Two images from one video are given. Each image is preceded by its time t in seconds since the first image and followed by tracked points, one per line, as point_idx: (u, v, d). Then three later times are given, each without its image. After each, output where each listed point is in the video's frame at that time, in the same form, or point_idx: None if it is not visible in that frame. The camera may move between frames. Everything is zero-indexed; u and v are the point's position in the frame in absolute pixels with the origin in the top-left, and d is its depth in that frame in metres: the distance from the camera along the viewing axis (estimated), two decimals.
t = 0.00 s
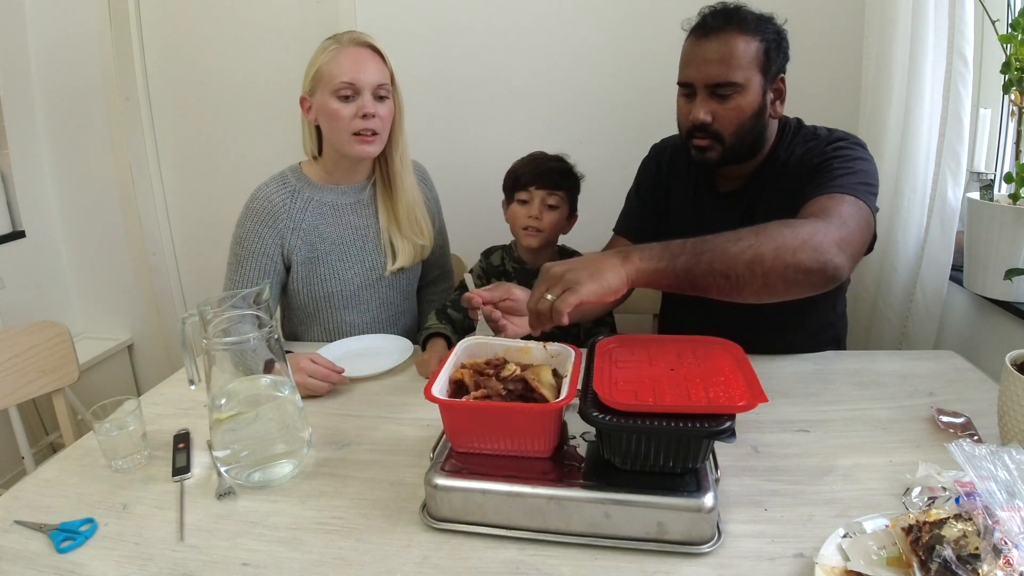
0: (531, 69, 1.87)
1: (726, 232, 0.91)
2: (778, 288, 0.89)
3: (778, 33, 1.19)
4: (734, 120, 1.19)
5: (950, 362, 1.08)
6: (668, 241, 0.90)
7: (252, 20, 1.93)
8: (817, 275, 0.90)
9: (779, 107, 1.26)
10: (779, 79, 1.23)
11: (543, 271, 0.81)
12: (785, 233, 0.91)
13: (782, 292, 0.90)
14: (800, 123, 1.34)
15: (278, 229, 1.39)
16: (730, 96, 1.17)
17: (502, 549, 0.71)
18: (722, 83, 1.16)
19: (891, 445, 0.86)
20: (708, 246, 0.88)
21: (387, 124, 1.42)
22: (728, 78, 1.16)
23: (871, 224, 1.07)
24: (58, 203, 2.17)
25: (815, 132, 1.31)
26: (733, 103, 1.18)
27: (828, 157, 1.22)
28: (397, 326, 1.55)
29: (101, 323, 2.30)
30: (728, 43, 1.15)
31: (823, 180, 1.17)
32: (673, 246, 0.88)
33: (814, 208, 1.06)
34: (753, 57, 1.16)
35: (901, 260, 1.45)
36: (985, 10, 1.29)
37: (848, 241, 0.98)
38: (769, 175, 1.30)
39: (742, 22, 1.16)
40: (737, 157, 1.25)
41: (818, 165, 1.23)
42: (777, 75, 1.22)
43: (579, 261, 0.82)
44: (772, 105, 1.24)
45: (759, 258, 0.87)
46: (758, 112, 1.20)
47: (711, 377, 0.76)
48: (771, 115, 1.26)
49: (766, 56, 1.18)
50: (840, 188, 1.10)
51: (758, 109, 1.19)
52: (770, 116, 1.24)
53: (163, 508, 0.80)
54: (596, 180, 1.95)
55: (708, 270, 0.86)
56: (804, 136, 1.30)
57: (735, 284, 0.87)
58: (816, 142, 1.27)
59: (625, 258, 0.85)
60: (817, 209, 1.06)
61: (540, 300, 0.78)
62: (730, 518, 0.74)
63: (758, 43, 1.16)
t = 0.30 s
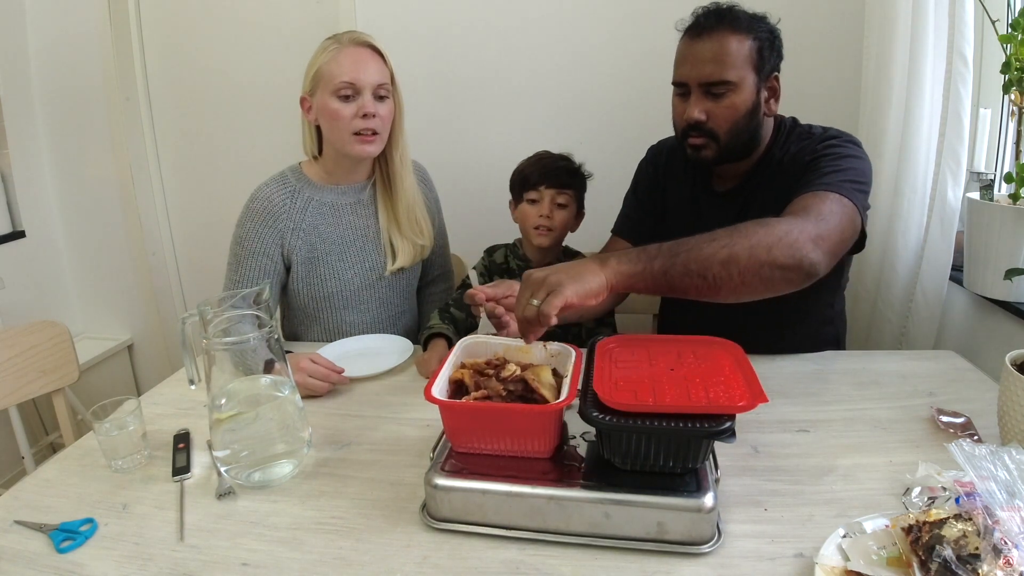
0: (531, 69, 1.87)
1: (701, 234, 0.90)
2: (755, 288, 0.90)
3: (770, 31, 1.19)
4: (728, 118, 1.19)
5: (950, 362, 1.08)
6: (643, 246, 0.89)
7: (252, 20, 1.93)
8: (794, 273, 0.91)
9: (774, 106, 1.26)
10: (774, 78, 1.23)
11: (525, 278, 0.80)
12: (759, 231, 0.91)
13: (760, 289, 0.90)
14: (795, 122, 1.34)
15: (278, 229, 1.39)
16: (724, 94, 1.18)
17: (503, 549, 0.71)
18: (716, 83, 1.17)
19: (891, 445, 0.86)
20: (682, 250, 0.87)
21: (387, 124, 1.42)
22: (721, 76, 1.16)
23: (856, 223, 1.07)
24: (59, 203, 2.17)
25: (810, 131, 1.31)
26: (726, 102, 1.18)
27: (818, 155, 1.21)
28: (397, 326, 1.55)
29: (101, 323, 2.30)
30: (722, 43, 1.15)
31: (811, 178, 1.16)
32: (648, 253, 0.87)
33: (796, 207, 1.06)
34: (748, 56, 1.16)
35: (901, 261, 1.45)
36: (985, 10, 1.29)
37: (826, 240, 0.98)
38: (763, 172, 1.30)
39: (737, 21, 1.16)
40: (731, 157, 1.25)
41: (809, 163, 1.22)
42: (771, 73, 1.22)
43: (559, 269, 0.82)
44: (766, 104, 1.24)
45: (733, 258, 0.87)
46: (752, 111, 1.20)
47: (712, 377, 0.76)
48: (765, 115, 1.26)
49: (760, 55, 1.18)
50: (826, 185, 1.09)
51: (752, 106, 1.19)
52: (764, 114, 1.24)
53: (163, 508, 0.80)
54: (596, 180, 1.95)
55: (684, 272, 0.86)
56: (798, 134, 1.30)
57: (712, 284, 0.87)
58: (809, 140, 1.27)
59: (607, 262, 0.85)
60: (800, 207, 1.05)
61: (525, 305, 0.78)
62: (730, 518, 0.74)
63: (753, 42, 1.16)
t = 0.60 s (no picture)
0: (531, 69, 1.87)
1: (762, 168, 0.86)
2: (786, 245, 0.89)
3: (781, 43, 1.20)
4: (739, 130, 1.19)
5: (950, 362, 1.08)
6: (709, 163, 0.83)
7: (252, 20, 1.93)
8: (820, 240, 0.92)
9: (774, 120, 1.29)
10: (778, 93, 1.25)
11: (561, 186, 0.73)
12: (805, 189, 0.90)
13: (787, 249, 0.90)
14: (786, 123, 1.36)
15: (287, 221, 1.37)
16: (736, 104, 1.17)
17: (502, 549, 0.71)
18: (731, 91, 1.16)
19: (891, 445, 0.86)
20: (749, 186, 0.83)
21: (382, 109, 1.41)
22: (736, 85, 1.16)
23: (863, 207, 1.05)
24: (59, 203, 2.17)
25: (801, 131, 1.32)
26: (739, 112, 1.18)
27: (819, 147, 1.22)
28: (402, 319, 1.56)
29: (101, 323, 2.30)
30: (737, 48, 1.14)
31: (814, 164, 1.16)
32: (716, 174, 0.82)
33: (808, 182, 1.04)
34: (760, 65, 1.16)
35: (900, 260, 1.45)
36: (985, 10, 1.29)
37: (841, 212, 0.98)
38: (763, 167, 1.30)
39: (752, 30, 1.16)
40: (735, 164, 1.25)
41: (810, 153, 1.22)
42: (777, 87, 1.24)
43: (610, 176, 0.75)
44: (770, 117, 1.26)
45: (786, 211, 0.86)
46: (760, 124, 1.21)
47: (712, 377, 0.76)
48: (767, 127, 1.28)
49: (772, 67, 1.19)
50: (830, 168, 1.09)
51: (761, 119, 1.20)
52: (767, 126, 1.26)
53: (163, 508, 0.80)
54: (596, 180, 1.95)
55: (737, 215, 0.84)
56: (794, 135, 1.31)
57: (754, 234, 0.86)
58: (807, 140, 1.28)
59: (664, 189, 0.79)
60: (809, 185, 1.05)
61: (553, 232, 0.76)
62: (731, 518, 0.74)
63: (765, 52, 1.17)
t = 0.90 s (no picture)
0: (532, 69, 1.87)
1: (756, 170, 0.86)
2: (790, 245, 0.89)
3: (782, 42, 1.20)
4: (741, 128, 1.19)
5: (950, 362, 1.08)
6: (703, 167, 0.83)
7: (252, 20, 1.92)
8: (824, 238, 0.91)
9: (776, 119, 1.29)
10: (779, 91, 1.25)
11: (556, 204, 0.72)
12: (803, 187, 0.90)
13: (792, 249, 0.89)
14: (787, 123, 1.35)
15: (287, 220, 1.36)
16: (737, 103, 1.17)
17: (502, 549, 0.71)
18: (731, 90, 1.16)
19: (891, 445, 0.86)
20: (745, 188, 0.83)
21: (381, 109, 1.41)
22: (736, 84, 1.16)
23: (866, 203, 1.05)
24: (59, 203, 2.17)
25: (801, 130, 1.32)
26: (740, 111, 1.18)
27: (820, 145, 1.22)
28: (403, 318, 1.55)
29: (101, 323, 2.30)
30: (738, 48, 1.14)
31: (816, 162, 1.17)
32: (710, 177, 0.82)
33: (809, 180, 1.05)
34: (761, 64, 1.16)
35: (900, 260, 1.45)
36: (985, 10, 1.29)
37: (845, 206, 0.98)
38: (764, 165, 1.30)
39: (754, 29, 1.16)
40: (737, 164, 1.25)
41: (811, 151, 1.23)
42: (778, 87, 1.24)
43: (605, 188, 0.74)
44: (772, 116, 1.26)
45: (787, 210, 0.86)
46: (761, 122, 1.21)
47: (712, 377, 0.76)
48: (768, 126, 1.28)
49: (772, 66, 1.19)
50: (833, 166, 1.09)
51: (761, 118, 1.20)
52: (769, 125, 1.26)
53: (163, 508, 0.80)
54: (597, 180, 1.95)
55: (737, 216, 0.83)
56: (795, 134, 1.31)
57: (757, 236, 0.85)
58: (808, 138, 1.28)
59: (660, 197, 0.79)
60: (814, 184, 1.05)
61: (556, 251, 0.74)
62: (730, 518, 0.74)
63: (766, 51, 1.17)
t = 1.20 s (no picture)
0: (532, 69, 1.87)
1: (782, 173, 0.86)
2: (814, 248, 0.89)
3: (782, 40, 1.20)
4: (743, 126, 1.19)
5: (950, 362, 1.08)
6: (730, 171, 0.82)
7: (253, 20, 1.92)
8: (845, 240, 0.92)
9: (778, 117, 1.29)
10: (780, 89, 1.25)
11: (584, 211, 0.71)
12: (825, 190, 0.90)
13: (815, 252, 0.90)
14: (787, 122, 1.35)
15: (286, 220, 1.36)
16: (738, 100, 1.17)
17: (502, 549, 0.71)
18: (732, 87, 1.16)
19: (891, 445, 0.86)
20: (772, 192, 0.83)
21: (382, 109, 1.41)
22: (737, 81, 1.16)
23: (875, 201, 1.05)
24: (59, 203, 2.17)
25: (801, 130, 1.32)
26: (741, 108, 1.18)
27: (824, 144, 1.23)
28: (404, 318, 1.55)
29: (101, 323, 2.30)
30: (739, 45, 1.15)
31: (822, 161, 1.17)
32: (739, 181, 0.81)
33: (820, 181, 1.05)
34: (762, 62, 1.16)
35: (900, 260, 1.45)
36: (985, 10, 1.29)
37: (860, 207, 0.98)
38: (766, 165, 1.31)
39: (753, 27, 1.16)
40: (738, 162, 1.25)
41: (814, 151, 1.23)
42: (778, 84, 1.24)
43: (636, 194, 0.73)
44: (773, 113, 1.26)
45: (811, 213, 0.86)
46: (763, 119, 1.21)
47: (712, 377, 0.76)
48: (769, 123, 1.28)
49: (773, 63, 1.19)
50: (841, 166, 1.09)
51: (763, 115, 1.20)
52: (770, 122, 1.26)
53: (163, 508, 0.80)
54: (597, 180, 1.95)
55: (764, 222, 0.83)
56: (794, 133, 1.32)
57: (782, 239, 0.85)
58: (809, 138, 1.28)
59: (690, 202, 0.78)
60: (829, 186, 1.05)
61: (585, 258, 0.73)
62: (730, 518, 0.74)
63: (766, 48, 1.17)
